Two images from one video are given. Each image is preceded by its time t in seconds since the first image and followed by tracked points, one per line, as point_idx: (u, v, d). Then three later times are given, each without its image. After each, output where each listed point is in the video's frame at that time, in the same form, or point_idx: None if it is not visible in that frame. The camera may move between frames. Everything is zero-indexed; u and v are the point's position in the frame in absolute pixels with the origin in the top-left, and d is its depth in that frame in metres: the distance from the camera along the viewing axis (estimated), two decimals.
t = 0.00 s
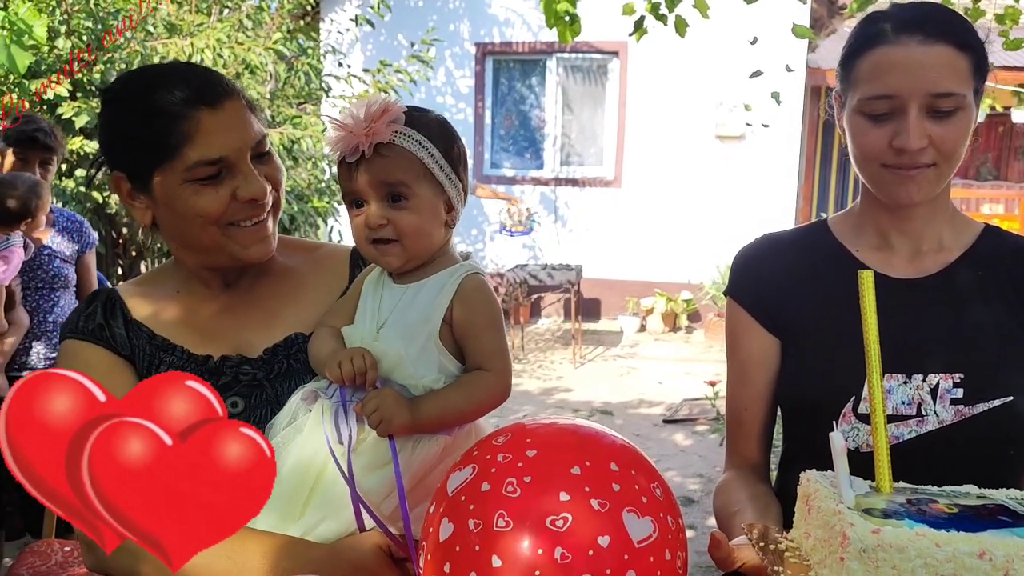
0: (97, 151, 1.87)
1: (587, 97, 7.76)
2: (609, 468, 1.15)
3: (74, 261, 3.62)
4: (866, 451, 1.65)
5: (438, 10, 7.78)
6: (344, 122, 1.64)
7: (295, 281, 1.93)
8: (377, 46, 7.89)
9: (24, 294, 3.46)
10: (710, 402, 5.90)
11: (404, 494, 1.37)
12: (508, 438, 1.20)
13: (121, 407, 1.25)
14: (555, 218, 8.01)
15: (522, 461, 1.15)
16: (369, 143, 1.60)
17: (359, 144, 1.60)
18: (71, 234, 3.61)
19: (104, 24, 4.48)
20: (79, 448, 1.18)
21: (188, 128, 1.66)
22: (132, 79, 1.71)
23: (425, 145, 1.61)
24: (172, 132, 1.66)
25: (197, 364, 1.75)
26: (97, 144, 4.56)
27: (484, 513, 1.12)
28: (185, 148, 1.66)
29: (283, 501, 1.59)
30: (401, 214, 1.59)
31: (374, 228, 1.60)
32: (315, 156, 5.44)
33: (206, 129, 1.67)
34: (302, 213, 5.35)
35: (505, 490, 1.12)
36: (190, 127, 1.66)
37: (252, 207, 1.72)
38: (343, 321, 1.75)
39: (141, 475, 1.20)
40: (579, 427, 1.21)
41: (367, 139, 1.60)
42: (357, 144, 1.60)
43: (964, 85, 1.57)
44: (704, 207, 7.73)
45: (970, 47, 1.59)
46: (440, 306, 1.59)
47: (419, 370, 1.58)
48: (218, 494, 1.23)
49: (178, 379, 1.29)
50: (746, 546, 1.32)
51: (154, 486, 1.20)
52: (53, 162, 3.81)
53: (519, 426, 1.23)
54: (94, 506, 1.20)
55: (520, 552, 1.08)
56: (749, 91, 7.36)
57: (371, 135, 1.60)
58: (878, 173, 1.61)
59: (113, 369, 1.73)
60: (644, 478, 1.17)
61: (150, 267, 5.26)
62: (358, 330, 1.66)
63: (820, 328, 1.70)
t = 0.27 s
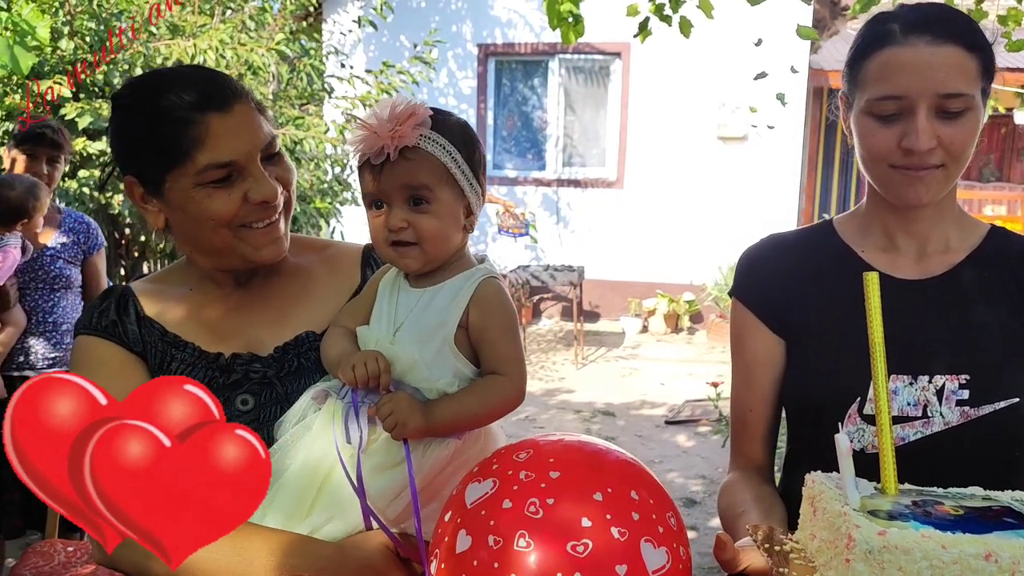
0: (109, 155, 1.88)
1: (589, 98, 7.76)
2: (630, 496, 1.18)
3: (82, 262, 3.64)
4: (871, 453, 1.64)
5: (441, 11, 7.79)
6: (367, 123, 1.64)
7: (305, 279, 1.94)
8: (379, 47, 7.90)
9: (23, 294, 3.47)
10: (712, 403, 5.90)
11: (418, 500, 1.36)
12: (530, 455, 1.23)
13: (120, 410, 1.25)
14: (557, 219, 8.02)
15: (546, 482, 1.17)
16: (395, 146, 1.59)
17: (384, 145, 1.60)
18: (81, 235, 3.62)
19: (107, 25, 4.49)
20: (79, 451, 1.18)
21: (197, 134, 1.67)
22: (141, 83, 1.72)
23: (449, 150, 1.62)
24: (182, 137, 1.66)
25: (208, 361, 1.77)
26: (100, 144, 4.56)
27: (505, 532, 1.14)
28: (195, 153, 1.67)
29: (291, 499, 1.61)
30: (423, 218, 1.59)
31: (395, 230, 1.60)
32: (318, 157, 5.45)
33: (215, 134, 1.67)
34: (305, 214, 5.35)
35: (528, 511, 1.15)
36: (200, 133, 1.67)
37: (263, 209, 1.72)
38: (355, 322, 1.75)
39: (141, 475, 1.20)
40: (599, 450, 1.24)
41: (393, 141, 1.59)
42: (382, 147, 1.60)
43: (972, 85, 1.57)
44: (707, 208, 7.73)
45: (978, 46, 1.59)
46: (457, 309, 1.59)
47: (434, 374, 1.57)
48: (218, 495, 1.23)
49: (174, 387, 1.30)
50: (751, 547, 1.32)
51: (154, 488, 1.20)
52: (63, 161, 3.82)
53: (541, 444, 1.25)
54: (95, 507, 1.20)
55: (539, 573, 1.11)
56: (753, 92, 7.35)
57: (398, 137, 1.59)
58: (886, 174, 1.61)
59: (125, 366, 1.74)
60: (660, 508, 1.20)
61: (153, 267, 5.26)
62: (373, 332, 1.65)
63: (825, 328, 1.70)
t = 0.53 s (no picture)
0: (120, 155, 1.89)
1: (592, 99, 7.75)
2: (634, 499, 1.17)
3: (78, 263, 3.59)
4: (876, 453, 1.64)
5: (443, 13, 7.80)
6: (383, 126, 1.64)
7: (314, 279, 1.93)
8: (381, 48, 7.90)
9: (17, 292, 3.45)
10: (715, 405, 5.89)
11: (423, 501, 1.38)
12: (535, 457, 1.23)
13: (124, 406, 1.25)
14: (559, 220, 8.02)
15: (550, 484, 1.17)
16: (410, 150, 1.59)
17: (400, 149, 1.60)
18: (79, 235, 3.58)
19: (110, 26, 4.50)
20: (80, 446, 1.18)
21: (206, 135, 1.67)
22: (152, 85, 1.72)
23: (463, 154, 1.62)
24: (191, 139, 1.67)
25: (215, 360, 1.77)
26: (102, 145, 4.56)
27: (509, 533, 1.14)
28: (203, 154, 1.67)
29: (296, 498, 1.62)
30: (435, 221, 1.60)
31: (407, 233, 1.60)
32: (320, 157, 5.45)
33: (224, 135, 1.67)
34: (307, 215, 5.36)
35: (532, 513, 1.15)
36: (208, 134, 1.67)
37: (270, 211, 1.72)
38: (364, 322, 1.76)
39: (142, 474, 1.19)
40: (605, 453, 1.24)
41: (408, 145, 1.59)
42: (397, 150, 1.60)
43: (981, 87, 1.57)
44: (709, 209, 7.73)
45: (986, 48, 1.59)
46: (466, 311, 1.59)
47: (443, 376, 1.58)
48: (220, 494, 1.22)
49: (181, 376, 1.30)
50: (756, 548, 1.31)
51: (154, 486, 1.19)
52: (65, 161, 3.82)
53: (546, 445, 1.25)
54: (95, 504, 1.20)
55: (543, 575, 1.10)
56: (756, 93, 7.34)
57: (413, 141, 1.59)
58: (892, 174, 1.61)
59: (133, 364, 1.77)
60: (666, 511, 1.20)
61: (156, 268, 5.26)
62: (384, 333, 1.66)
63: (830, 329, 1.70)
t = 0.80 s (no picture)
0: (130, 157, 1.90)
1: (594, 101, 7.75)
2: (645, 505, 1.18)
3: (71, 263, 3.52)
4: (881, 454, 1.64)
5: (446, 15, 7.81)
6: (394, 129, 1.65)
7: (322, 280, 1.94)
8: (384, 50, 7.91)
9: (7, 293, 3.38)
10: (717, 406, 5.89)
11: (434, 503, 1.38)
12: (546, 461, 1.23)
13: (123, 406, 1.25)
14: (562, 222, 8.01)
15: (561, 490, 1.18)
16: (420, 154, 1.60)
17: (410, 154, 1.61)
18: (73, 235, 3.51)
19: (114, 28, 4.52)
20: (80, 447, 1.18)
21: (217, 137, 1.68)
22: (163, 87, 1.73)
23: (473, 158, 1.63)
24: (201, 141, 1.68)
25: (226, 360, 1.78)
26: (107, 147, 4.58)
27: (520, 538, 1.15)
28: (214, 156, 1.68)
29: (306, 498, 1.63)
30: (445, 225, 1.60)
31: (417, 237, 1.61)
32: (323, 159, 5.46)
33: (234, 138, 1.68)
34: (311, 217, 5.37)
35: (543, 519, 1.15)
36: (219, 136, 1.68)
37: (280, 213, 1.72)
38: (375, 324, 1.77)
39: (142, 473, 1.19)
40: (615, 458, 1.24)
41: (419, 150, 1.60)
42: (408, 154, 1.60)
43: (987, 90, 1.57)
44: (711, 211, 7.73)
45: (993, 52, 1.60)
46: (477, 314, 1.60)
47: (453, 378, 1.58)
48: (221, 493, 1.22)
49: (181, 378, 1.30)
50: (761, 549, 1.32)
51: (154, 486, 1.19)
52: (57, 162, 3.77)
53: (556, 450, 1.25)
54: (95, 504, 1.19)
55: None
56: (759, 95, 7.35)
57: (423, 145, 1.60)
58: (897, 176, 1.61)
59: (143, 363, 1.77)
60: (675, 517, 1.20)
61: (159, 270, 5.26)
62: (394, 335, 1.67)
63: (834, 330, 1.70)
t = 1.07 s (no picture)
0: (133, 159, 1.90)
1: (597, 103, 7.76)
2: (649, 510, 1.18)
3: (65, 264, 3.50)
4: (883, 455, 1.64)
5: (448, 17, 7.81)
6: (403, 134, 1.65)
7: (326, 282, 1.95)
8: (387, 52, 7.92)
9: (4, 293, 3.41)
10: (720, 408, 5.89)
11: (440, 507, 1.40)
12: (550, 466, 1.23)
13: (121, 409, 1.26)
14: (564, 224, 8.01)
15: (566, 495, 1.18)
16: (431, 161, 1.60)
17: (420, 159, 1.61)
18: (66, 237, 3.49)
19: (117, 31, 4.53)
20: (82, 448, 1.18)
21: (221, 138, 1.68)
22: (166, 89, 1.74)
23: (483, 164, 1.63)
24: (206, 141, 1.68)
25: (230, 363, 1.79)
26: (110, 148, 4.59)
27: (525, 542, 1.15)
28: (218, 157, 1.69)
29: (310, 500, 1.63)
30: (455, 231, 1.61)
31: (426, 242, 1.62)
32: (326, 161, 5.47)
33: (238, 138, 1.69)
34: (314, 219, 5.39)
35: (548, 523, 1.16)
36: (224, 137, 1.68)
37: (284, 214, 1.73)
38: (382, 327, 1.78)
39: (142, 474, 1.19)
40: (618, 462, 1.24)
41: (429, 156, 1.61)
42: (418, 161, 1.61)
43: (991, 94, 1.58)
44: (714, 213, 7.73)
45: (996, 56, 1.60)
46: (485, 320, 1.60)
47: (460, 383, 1.59)
48: (219, 493, 1.22)
49: (175, 385, 1.30)
50: (763, 551, 1.32)
51: (155, 487, 1.20)
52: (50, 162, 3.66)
53: (561, 455, 1.26)
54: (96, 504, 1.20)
55: None
56: (761, 97, 7.36)
57: (434, 151, 1.61)
58: (901, 178, 1.61)
59: (148, 366, 1.77)
60: (679, 521, 1.21)
61: (162, 272, 5.27)
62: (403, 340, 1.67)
63: (836, 332, 1.70)
